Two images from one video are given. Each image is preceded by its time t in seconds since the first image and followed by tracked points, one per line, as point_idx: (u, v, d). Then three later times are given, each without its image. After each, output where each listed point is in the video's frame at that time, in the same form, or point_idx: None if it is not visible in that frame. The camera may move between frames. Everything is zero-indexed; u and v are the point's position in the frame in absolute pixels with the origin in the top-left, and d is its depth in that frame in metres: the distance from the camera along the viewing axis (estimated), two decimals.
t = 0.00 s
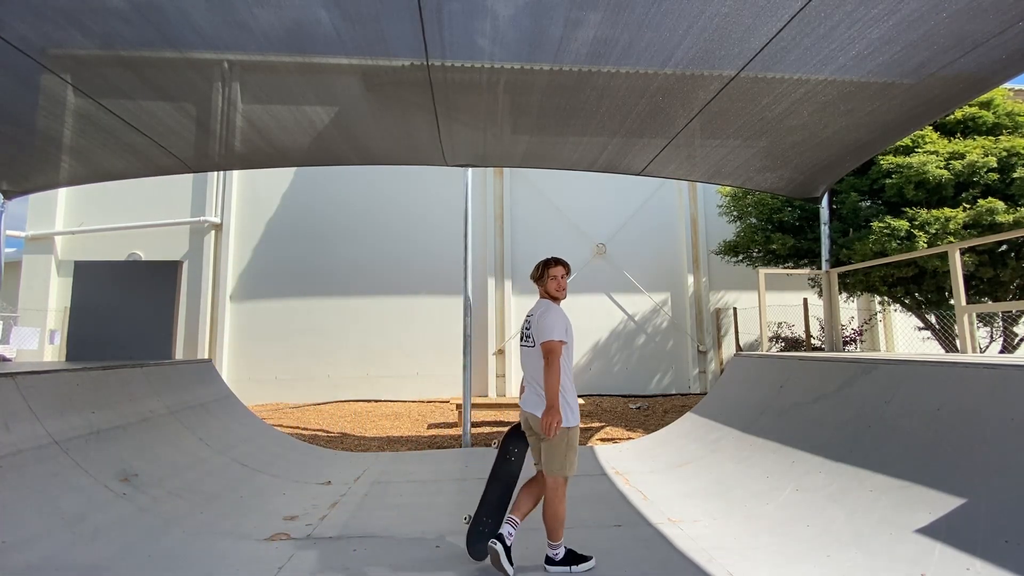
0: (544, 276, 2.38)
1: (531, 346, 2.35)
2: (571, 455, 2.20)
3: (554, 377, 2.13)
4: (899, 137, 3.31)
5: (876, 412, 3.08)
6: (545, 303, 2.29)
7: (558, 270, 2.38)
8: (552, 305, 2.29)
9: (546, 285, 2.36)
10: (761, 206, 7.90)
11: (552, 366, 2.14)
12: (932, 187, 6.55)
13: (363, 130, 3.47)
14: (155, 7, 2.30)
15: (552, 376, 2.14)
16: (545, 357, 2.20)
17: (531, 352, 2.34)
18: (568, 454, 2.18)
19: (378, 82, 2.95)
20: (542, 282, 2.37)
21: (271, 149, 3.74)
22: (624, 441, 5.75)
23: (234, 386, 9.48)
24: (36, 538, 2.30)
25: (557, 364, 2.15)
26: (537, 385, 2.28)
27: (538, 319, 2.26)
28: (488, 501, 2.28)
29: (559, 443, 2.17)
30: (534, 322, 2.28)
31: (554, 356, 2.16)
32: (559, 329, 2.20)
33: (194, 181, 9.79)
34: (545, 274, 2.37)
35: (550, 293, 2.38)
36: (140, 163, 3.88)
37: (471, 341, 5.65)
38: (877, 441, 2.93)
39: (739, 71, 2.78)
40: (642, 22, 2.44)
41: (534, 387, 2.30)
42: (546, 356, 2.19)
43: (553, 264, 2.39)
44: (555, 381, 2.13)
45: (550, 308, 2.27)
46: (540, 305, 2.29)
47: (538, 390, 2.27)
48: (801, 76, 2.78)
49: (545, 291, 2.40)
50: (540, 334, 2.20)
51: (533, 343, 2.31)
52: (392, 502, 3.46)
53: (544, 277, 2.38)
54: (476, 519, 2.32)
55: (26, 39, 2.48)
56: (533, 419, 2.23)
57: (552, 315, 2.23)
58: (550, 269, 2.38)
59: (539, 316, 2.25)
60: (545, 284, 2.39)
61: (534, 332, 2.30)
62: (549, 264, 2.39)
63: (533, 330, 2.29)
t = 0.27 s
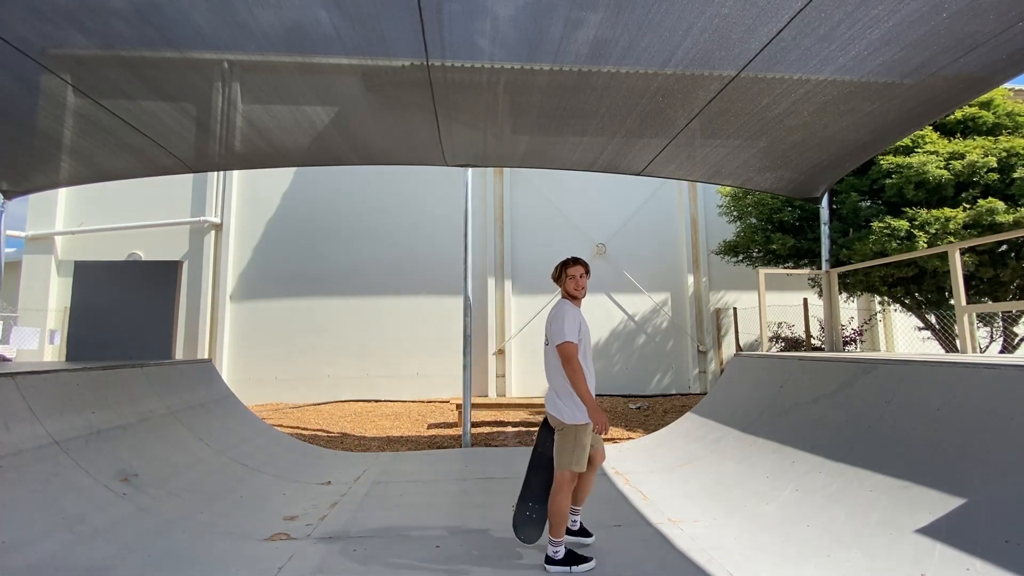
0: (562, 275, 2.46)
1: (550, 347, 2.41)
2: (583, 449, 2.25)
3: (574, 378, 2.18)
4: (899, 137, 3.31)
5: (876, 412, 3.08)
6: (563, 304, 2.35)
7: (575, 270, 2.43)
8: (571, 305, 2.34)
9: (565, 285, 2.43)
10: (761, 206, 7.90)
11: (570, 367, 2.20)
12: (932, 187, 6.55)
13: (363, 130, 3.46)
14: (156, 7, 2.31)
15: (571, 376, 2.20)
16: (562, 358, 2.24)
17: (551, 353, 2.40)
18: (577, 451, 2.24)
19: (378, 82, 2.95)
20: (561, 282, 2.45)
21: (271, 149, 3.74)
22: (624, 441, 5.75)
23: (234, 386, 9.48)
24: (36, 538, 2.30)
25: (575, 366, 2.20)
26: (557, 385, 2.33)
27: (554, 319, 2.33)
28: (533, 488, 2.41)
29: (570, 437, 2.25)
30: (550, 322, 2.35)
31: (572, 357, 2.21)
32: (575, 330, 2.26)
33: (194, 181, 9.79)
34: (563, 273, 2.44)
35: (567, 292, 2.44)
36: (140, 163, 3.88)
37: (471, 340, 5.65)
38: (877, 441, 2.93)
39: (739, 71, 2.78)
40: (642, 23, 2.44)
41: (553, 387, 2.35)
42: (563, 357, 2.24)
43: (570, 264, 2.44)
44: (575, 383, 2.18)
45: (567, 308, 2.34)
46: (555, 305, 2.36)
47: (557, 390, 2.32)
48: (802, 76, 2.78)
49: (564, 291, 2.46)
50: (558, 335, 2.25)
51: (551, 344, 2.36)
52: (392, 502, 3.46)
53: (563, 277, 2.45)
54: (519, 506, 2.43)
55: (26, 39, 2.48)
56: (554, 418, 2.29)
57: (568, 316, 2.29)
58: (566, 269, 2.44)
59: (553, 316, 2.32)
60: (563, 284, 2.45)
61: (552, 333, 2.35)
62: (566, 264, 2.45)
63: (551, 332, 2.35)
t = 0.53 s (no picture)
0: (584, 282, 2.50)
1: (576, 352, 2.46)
2: (605, 450, 2.30)
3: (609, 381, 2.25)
4: (899, 137, 3.31)
5: (876, 412, 3.09)
6: (592, 311, 2.40)
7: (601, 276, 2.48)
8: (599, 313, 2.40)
9: (593, 290, 2.47)
10: (761, 206, 7.90)
11: (604, 371, 2.26)
12: (932, 187, 6.55)
13: (363, 130, 3.47)
14: (156, 8, 2.31)
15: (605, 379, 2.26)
16: (594, 362, 2.29)
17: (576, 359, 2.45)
18: (601, 451, 2.29)
19: (378, 82, 2.95)
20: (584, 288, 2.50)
21: (271, 149, 3.74)
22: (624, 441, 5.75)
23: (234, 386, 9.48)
24: (37, 538, 2.30)
25: (608, 369, 2.27)
26: (586, 388, 2.38)
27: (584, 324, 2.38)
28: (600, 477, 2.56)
29: (596, 438, 2.30)
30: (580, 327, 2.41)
31: (605, 361, 2.27)
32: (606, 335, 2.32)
33: (194, 181, 9.79)
34: (587, 278, 2.48)
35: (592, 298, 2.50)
36: (140, 163, 3.88)
37: (471, 341, 5.65)
38: (877, 441, 2.93)
39: (739, 72, 2.78)
40: (643, 23, 2.44)
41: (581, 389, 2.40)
42: (596, 362, 2.29)
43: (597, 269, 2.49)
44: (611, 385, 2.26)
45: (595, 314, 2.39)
46: (582, 311, 2.42)
47: (585, 393, 2.37)
48: (802, 76, 2.78)
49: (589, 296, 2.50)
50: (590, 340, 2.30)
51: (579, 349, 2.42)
52: (392, 502, 3.46)
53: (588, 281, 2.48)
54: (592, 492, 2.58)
55: (26, 39, 2.48)
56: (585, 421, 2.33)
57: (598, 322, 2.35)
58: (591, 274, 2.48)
59: (583, 322, 2.38)
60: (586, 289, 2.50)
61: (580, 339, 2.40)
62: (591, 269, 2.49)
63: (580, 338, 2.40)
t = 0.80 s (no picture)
0: (603, 280, 2.72)
1: (603, 346, 2.59)
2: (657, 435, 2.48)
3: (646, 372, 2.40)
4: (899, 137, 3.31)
5: (876, 412, 3.09)
6: (624, 308, 2.55)
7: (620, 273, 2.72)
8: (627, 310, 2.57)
9: (617, 289, 2.69)
10: (761, 206, 7.90)
11: (640, 363, 2.41)
12: (932, 187, 6.55)
13: (363, 130, 3.47)
14: (157, 8, 2.31)
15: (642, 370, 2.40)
16: (631, 355, 2.43)
17: (605, 352, 2.59)
18: (657, 438, 2.45)
19: (378, 82, 2.95)
20: (607, 287, 2.70)
21: (271, 149, 3.74)
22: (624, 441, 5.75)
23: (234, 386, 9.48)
24: (37, 538, 2.30)
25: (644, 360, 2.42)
26: (620, 380, 2.51)
27: (618, 321, 2.52)
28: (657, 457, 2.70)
29: (642, 426, 2.44)
30: (613, 324, 2.54)
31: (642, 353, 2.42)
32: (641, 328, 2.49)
33: (194, 181, 9.79)
34: (611, 277, 2.69)
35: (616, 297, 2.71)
36: (140, 164, 3.88)
37: (471, 341, 5.65)
38: (877, 441, 2.93)
39: (739, 72, 2.78)
40: (643, 23, 2.44)
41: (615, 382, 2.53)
42: (632, 355, 2.43)
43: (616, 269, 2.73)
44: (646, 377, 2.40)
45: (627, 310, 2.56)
46: (614, 309, 2.56)
47: (620, 385, 2.50)
48: (802, 76, 2.79)
49: (612, 294, 2.71)
50: (627, 335, 2.45)
51: (610, 344, 2.54)
52: (392, 502, 3.46)
53: (609, 281, 2.70)
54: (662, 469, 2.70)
55: (26, 39, 2.48)
56: (625, 412, 2.46)
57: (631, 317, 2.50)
58: (616, 273, 2.70)
59: (617, 320, 2.51)
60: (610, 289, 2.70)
61: (612, 334, 2.53)
62: (615, 270, 2.72)
63: (613, 333, 2.53)
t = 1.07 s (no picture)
0: (633, 283, 2.75)
1: (630, 345, 2.61)
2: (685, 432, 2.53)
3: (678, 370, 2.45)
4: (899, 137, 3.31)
5: (876, 412, 3.08)
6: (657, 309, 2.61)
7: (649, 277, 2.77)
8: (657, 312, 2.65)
9: (647, 291, 2.73)
10: (761, 206, 7.89)
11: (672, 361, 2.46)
12: (932, 187, 6.55)
13: (363, 130, 3.47)
14: (157, 8, 2.31)
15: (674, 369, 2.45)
16: (662, 353, 2.48)
17: (632, 351, 2.60)
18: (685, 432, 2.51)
19: (378, 82, 2.95)
20: (637, 289, 2.73)
21: (271, 149, 3.74)
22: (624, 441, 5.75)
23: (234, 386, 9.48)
24: (37, 538, 2.30)
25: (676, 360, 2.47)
26: (647, 377, 2.52)
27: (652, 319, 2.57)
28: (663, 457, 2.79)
29: (671, 423, 2.46)
30: (646, 322, 2.57)
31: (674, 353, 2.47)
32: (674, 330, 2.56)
33: (194, 181, 9.79)
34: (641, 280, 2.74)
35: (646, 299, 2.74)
36: (140, 163, 3.88)
37: (471, 341, 5.65)
38: (877, 441, 2.93)
39: (740, 72, 2.78)
40: (643, 23, 2.44)
41: (641, 379, 2.54)
42: (664, 353, 2.48)
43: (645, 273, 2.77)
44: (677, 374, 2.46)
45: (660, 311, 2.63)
46: (647, 310, 2.61)
47: (647, 382, 2.52)
48: (802, 76, 2.78)
49: (641, 297, 2.74)
50: (662, 333, 2.50)
51: (640, 342, 2.57)
52: (392, 502, 3.46)
53: (638, 284, 2.74)
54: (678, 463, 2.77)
55: (26, 39, 2.48)
56: (653, 408, 2.46)
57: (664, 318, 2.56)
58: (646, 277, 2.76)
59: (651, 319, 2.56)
60: (639, 291, 2.74)
61: (643, 333, 2.57)
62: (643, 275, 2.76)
63: (644, 331, 2.56)
